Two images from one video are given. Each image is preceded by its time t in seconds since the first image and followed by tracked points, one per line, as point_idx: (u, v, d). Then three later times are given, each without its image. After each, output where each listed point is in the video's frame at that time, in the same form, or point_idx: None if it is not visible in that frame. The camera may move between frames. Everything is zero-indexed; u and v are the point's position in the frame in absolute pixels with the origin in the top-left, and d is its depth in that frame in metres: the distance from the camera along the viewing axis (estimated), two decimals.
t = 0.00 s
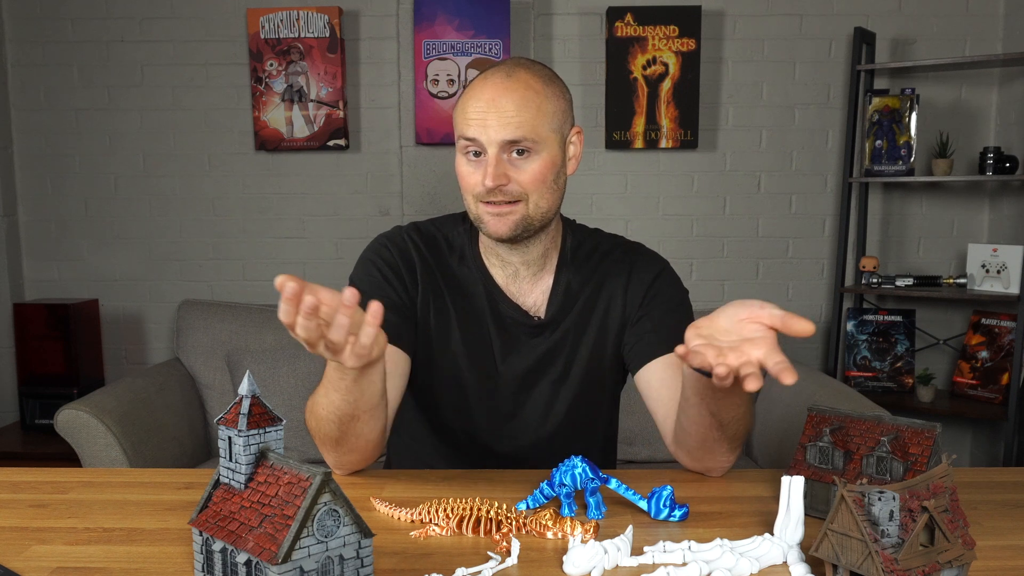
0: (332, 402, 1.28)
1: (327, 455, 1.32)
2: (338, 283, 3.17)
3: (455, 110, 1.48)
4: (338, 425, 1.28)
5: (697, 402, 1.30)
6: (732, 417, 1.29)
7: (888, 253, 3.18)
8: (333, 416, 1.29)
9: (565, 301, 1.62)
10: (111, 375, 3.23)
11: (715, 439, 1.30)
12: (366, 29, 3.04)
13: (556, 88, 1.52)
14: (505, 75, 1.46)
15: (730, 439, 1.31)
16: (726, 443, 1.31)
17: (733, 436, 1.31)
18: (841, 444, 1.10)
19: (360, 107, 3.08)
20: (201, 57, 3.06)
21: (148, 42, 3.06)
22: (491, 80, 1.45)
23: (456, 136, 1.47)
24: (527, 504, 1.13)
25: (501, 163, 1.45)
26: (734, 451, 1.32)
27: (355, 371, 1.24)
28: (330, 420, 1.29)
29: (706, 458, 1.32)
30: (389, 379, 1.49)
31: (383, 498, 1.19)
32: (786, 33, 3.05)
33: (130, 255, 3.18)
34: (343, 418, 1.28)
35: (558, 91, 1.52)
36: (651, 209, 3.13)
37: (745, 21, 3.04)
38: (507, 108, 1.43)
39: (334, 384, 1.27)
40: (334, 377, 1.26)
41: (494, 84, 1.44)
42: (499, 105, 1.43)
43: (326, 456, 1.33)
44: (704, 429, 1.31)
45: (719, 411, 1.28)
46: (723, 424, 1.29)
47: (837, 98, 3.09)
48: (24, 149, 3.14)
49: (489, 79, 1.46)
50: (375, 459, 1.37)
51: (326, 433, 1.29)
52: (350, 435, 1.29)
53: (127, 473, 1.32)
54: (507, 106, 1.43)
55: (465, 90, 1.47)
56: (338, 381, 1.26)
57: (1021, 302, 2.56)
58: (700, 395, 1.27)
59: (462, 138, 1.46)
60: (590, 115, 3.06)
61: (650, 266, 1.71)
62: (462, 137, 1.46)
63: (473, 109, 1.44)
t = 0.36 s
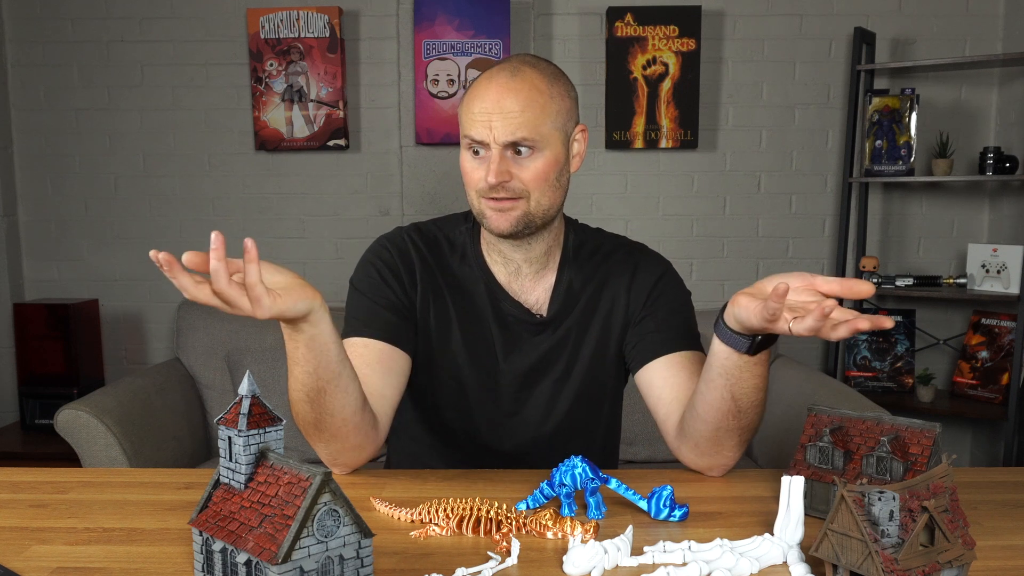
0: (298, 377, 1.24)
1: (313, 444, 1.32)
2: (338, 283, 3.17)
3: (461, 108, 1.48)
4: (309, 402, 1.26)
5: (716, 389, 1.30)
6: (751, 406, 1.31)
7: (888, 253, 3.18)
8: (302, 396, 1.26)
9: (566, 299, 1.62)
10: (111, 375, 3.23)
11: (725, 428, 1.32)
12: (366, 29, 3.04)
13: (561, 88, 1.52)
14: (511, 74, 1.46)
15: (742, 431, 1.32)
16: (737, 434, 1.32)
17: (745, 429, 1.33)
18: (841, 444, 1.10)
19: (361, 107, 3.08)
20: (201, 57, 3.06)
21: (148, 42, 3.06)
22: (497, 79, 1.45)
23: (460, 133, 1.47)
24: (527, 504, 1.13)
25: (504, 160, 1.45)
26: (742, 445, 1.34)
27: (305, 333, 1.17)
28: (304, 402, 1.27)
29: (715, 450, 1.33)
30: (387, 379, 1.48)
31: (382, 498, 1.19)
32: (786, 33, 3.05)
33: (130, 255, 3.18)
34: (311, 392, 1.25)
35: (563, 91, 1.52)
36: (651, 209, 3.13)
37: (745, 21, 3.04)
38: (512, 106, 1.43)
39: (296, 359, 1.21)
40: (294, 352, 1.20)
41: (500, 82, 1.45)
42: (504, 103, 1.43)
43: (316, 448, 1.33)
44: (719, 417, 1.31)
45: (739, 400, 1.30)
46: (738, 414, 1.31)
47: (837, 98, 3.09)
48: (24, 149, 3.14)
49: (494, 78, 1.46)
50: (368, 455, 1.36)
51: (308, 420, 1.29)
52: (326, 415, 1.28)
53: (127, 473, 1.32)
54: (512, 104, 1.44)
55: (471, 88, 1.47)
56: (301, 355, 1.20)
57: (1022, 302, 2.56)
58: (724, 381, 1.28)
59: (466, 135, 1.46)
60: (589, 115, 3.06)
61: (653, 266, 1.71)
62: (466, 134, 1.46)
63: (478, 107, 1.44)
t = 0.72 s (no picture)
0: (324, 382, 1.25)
1: (321, 443, 1.31)
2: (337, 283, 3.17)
3: (487, 97, 1.49)
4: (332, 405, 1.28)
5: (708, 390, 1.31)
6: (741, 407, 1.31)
7: (888, 253, 3.18)
8: (326, 400, 1.27)
9: (563, 299, 1.63)
10: (111, 375, 3.23)
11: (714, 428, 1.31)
12: (366, 29, 3.04)
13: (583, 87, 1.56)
14: (540, 66, 1.49)
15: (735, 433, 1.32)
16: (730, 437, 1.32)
17: (739, 432, 1.33)
18: (841, 445, 1.10)
19: (361, 108, 3.08)
20: (201, 57, 3.06)
21: (148, 42, 3.06)
22: (527, 69, 1.48)
23: (483, 121, 1.48)
24: (527, 504, 1.13)
25: (531, 150, 1.47)
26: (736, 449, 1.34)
27: (353, 354, 1.20)
28: (324, 405, 1.28)
29: (707, 452, 1.33)
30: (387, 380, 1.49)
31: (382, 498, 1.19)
32: (786, 33, 3.05)
33: (130, 255, 3.18)
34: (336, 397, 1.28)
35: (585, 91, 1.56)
36: (651, 209, 3.13)
37: (745, 21, 3.04)
38: (541, 98, 1.45)
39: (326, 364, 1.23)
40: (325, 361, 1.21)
41: (527, 74, 1.47)
42: (533, 94, 1.46)
43: (322, 448, 1.32)
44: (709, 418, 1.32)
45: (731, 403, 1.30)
46: (731, 418, 1.31)
47: (837, 98, 3.09)
48: (24, 149, 3.14)
49: (520, 69, 1.48)
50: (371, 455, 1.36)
51: (323, 421, 1.29)
52: (344, 419, 1.29)
53: (127, 473, 1.32)
54: (542, 95, 1.46)
55: (495, 78, 1.49)
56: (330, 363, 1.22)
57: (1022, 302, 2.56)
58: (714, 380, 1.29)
59: (492, 122, 1.47)
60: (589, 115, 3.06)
61: (651, 266, 1.71)
62: (491, 122, 1.47)
63: (506, 96, 1.46)
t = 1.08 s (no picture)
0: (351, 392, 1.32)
1: (331, 448, 1.33)
2: (337, 283, 3.17)
3: (522, 84, 1.54)
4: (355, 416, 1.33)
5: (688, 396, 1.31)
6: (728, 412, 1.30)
7: (887, 253, 3.19)
8: (349, 409, 1.32)
9: (565, 296, 1.63)
10: (111, 375, 3.23)
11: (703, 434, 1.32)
12: (366, 28, 3.04)
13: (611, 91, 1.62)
14: (578, 63, 1.55)
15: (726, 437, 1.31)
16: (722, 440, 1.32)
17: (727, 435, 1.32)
18: (841, 444, 1.10)
19: (361, 108, 3.08)
20: (201, 57, 3.06)
21: (148, 42, 3.06)
22: (565, 63, 1.53)
23: (517, 107, 1.52)
24: (527, 504, 1.13)
25: (561, 141, 1.51)
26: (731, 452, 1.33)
27: (389, 372, 1.30)
28: (346, 414, 1.33)
29: (701, 455, 1.33)
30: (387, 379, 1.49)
31: (382, 498, 1.19)
32: (786, 33, 3.05)
33: (130, 255, 3.18)
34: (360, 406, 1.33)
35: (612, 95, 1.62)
36: (651, 209, 3.13)
37: (745, 21, 3.04)
38: (578, 91, 1.50)
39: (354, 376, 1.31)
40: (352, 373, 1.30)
41: (565, 67, 1.52)
42: (570, 86, 1.51)
43: (330, 452, 1.34)
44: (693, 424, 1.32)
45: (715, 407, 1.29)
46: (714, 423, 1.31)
47: (837, 98, 3.09)
48: (24, 149, 3.14)
49: (557, 63, 1.54)
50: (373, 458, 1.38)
51: (340, 429, 1.33)
52: (364, 428, 1.34)
53: (127, 472, 1.32)
54: (579, 89, 1.51)
55: (532, 67, 1.54)
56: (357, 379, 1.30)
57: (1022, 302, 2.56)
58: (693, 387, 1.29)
59: (527, 110, 1.52)
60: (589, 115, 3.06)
61: (651, 262, 1.71)
62: (525, 109, 1.52)
63: (545, 85, 1.51)
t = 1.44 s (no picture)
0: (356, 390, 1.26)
1: (334, 450, 1.34)
2: (337, 283, 3.17)
3: (500, 86, 1.53)
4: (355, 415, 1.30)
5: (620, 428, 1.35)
6: (664, 422, 1.33)
7: (888, 253, 3.18)
8: (354, 413, 1.29)
9: (565, 299, 1.63)
10: (111, 375, 3.23)
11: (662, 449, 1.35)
12: (366, 28, 3.03)
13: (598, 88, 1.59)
14: (554, 62, 1.53)
15: (683, 443, 1.33)
16: (686, 446, 1.34)
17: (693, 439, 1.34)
18: (841, 444, 1.10)
19: (360, 107, 3.08)
20: (201, 57, 3.06)
21: (148, 42, 3.06)
22: (540, 62, 1.52)
23: (494, 109, 1.53)
24: (527, 504, 1.13)
25: (534, 140, 1.50)
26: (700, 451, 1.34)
27: (400, 386, 1.23)
28: (350, 418, 1.30)
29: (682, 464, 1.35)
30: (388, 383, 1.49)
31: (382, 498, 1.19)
32: (786, 33, 3.05)
33: (130, 255, 3.18)
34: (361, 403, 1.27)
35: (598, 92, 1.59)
36: (651, 209, 3.13)
37: (745, 21, 3.04)
38: (550, 90, 1.49)
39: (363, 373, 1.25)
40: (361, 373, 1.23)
41: (540, 67, 1.51)
42: (543, 85, 1.49)
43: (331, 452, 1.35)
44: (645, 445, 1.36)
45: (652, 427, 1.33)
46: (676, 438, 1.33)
47: (837, 98, 3.09)
48: (24, 149, 3.14)
49: (535, 63, 1.53)
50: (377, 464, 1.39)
51: (343, 431, 1.32)
52: (365, 435, 1.31)
53: (127, 473, 1.32)
54: (552, 86, 1.49)
55: (510, 69, 1.54)
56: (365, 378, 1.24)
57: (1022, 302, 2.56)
58: (618, 423, 1.33)
59: (502, 110, 1.51)
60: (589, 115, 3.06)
61: (651, 261, 1.71)
62: (501, 110, 1.52)
63: (518, 85, 1.50)
